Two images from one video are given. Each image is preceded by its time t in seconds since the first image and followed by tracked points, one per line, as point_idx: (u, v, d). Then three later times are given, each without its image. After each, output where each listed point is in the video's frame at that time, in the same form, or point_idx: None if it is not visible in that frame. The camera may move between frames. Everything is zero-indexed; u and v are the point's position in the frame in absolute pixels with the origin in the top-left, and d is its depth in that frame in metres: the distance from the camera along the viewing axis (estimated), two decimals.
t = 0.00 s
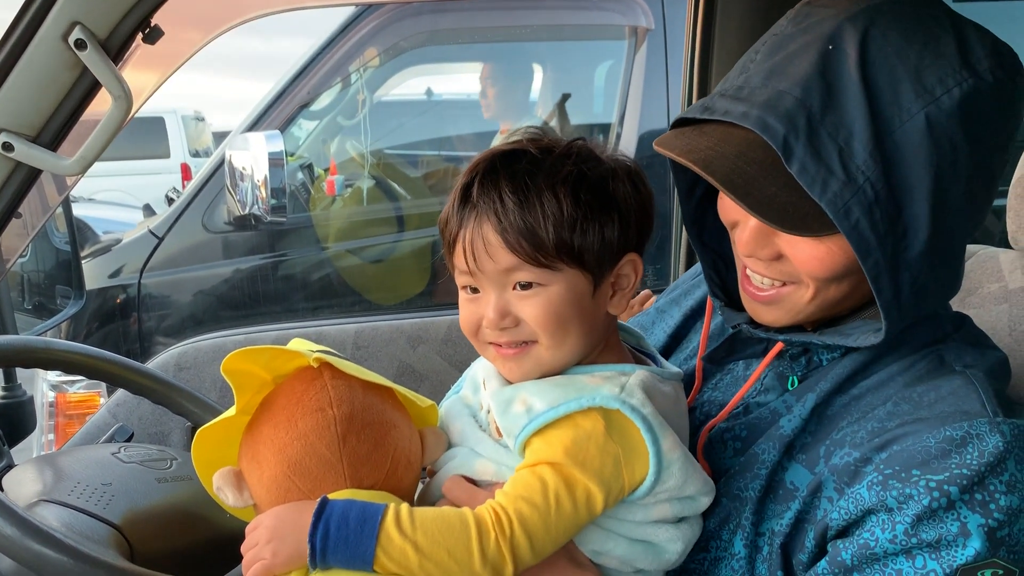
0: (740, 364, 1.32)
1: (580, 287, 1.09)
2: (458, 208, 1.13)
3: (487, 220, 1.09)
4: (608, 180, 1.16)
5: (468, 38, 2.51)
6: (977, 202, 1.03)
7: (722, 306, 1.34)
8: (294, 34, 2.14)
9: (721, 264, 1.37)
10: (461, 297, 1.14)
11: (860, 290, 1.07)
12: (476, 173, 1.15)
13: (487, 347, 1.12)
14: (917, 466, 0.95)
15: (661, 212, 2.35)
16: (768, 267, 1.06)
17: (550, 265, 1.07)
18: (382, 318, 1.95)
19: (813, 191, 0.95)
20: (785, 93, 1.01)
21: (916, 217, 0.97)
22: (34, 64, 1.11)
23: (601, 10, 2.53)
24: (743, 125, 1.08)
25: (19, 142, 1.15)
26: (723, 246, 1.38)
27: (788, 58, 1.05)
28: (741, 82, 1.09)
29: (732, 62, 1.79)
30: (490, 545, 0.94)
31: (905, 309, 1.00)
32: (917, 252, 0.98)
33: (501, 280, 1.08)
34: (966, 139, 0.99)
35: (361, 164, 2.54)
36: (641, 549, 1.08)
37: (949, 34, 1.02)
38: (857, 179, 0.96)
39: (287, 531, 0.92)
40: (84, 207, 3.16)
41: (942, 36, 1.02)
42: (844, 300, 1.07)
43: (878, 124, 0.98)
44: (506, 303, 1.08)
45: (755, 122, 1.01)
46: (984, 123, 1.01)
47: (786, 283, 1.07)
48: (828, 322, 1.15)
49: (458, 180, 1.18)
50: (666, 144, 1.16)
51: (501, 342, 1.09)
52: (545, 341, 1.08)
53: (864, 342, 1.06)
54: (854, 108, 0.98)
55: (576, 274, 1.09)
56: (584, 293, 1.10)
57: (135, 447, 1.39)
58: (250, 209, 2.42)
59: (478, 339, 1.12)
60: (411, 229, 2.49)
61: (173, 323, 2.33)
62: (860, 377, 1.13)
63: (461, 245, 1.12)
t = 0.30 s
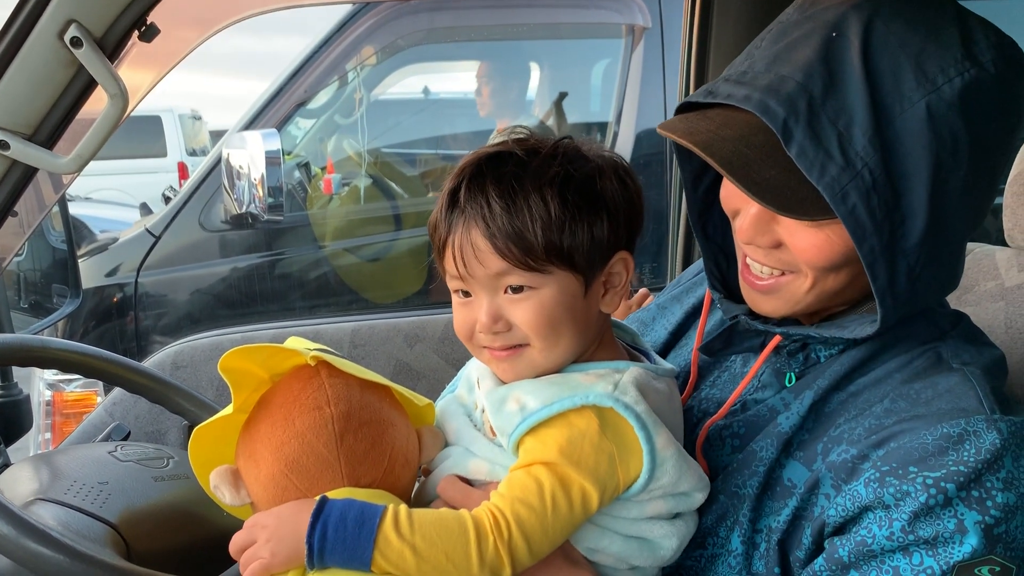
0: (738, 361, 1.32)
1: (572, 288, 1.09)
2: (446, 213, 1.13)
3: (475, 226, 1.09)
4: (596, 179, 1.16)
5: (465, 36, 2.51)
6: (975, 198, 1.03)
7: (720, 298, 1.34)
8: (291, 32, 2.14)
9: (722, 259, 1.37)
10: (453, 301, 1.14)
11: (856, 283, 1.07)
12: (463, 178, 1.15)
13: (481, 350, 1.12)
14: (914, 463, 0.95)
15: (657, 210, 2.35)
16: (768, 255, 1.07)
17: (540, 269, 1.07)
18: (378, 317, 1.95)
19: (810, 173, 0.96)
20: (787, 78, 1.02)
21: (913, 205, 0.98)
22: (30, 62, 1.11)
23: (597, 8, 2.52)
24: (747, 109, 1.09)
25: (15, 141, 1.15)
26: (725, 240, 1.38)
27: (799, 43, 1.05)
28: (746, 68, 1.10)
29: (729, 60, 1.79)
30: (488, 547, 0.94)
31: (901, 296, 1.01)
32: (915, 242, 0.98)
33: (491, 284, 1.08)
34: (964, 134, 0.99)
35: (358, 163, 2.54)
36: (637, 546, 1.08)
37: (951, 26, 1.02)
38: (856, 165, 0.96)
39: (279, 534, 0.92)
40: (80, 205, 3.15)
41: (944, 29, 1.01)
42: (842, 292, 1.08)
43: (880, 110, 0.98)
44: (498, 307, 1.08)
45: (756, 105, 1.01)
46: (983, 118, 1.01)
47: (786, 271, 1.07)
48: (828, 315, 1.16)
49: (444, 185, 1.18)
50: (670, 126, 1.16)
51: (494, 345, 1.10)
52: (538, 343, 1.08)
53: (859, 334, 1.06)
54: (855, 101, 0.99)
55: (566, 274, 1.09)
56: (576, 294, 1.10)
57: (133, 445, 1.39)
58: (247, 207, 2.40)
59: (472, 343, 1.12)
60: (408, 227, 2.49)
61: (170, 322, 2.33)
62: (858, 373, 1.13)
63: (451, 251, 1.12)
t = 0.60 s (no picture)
0: (736, 360, 1.32)
1: (568, 287, 1.09)
2: (442, 213, 1.13)
3: (472, 226, 1.09)
4: (592, 178, 1.16)
5: (463, 36, 2.51)
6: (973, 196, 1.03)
7: (720, 294, 1.34)
8: (290, 32, 2.14)
9: (722, 257, 1.37)
10: (451, 301, 1.14)
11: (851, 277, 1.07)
12: (459, 178, 1.15)
13: (478, 350, 1.12)
14: (912, 461, 0.95)
15: (655, 209, 2.36)
16: (767, 247, 1.07)
17: (536, 268, 1.07)
18: (376, 317, 1.95)
19: (804, 157, 0.96)
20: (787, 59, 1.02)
21: (908, 192, 0.98)
22: (28, 61, 1.11)
23: (594, 8, 2.53)
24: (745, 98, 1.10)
25: (13, 141, 1.15)
26: (725, 238, 1.38)
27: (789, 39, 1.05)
28: (741, 58, 1.09)
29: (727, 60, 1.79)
30: (486, 545, 0.93)
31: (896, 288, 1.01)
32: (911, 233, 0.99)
33: (488, 283, 1.08)
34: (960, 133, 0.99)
35: (356, 163, 2.54)
36: (633, 544, 1.08)
37: (950, 22, 1.02)
38: (849, 150, 0.96)
39: (278, 535, 0.92)
40: (77, 206, 3.15)
41: (942, 25, 1.01)
42: (840, 285, 1.08)
43: (879, 105, 0.98)
44: (495, 306, 1.08)
45: (751, 91, 1.01)
46: (980, 116, 1.01)
47: (785, 264, 1.07)
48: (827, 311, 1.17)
49: (440, 186, 1.18)
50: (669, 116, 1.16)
51: (491, 345, 1.10)
52: (535, 342, 1.08)
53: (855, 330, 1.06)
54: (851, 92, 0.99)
55: (563, 274, 1.09)
56: (573, 294, 1.10)
57: (130, 445, 1.38)
58: (244, 207, 2.45)
59: (469, 343, 1.12)
60: (407, 227, 2.50)
61: (168, 322, 2.33)
62: (857, 372, 1.13)
63: (448, 251, 1.12)
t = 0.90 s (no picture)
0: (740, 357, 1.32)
1: (555, 292, 1.10)
2: (433, 214, 1.15)
3: (459, 230, 1.10)
4: (584, 181, 1.15)
5: (463, 36, 2.51)
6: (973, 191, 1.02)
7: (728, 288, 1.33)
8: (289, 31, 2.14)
9: (734, 257, 1.37)
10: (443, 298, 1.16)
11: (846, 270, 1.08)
12: (451, 180, 1.15)
13: (469, 347, 1.15)
14: (910, 457, 0.95)
15: (654, 210, 2.36)
16: (770, 222, 1.07)
17: (522, 273, 1.08)
18: (376, 317, 1.95)
19: (796, 114, 0.97)
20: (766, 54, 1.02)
21: (904, 154, 0.97)
22: (28, 61, 1.11)
23: (594, 8, 2.52)
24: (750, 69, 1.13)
25: (13, 141, 1.15)
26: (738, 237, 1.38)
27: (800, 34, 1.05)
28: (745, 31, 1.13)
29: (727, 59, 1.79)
30: (479, 549, 0.94)
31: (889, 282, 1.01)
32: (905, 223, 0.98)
33: (476, 286, 1.10)
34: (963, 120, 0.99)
35: (356, 163, 2.54)
36: (614, 537, 1.09)
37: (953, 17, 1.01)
38: (843, 108, 0.96)
39: (276, 534, 0.92)
40: (78, 205, 3.15)
41: (945, 19, 1.00)
42: (842, 266, 1.06)
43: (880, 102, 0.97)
44: (483, 309, 1.10)
45: (751, 53, 1.03)
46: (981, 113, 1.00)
47: (788, 240, 1.07)
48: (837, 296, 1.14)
49: (436, 183, 1.19)
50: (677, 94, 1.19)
51: (480, 344, 1.12)
52: (522, 344, 1.10)
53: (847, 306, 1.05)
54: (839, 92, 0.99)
55: (550, 279, 1.09)
56: (560, 297, 1.11)
57: (131, 445, 1.38)
58: (244, 207, 2.44)
59: (460, 339, 1.14)
60: (403, 228, 2.49)
61: (168, 321, 2.32)
62: (858, 369, 1.13)
63: (438, 251, 1.14)
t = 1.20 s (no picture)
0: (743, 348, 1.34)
1: (544, 298, 1.11)
2: (426, 223, 1.16)
3: (448, 241, 1.11)
4: (572, 186, 1.15)
5: (465, 36, 2.51)
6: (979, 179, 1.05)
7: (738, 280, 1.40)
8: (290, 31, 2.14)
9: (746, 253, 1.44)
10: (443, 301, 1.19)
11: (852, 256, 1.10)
12: (442, 189, 1.17)
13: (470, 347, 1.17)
14: (913, 449, 0.95)
15: (655, 210, 2.36)
16: (796, 183, 1.17)
17: (510, 282, 1.09)
18: (377, 316, 1.95)
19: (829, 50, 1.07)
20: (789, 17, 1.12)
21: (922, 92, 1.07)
22: (30, 61, 1.11)
23: (595, 8, 2.52)
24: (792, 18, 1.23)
25: (15, 140, 1.15)
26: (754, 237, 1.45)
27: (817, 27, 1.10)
28: None
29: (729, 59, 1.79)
30: (478, 532, 0.95)
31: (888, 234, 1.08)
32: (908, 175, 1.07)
33: (468, 294, 1.11)
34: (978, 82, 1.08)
35: (356, 162, 2.54)
36: (602, 527, 1.09)
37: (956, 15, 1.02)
38: (870, 47, 1.07)
39: (278, 535, 0.92)
40: (78, 206, 3.15)
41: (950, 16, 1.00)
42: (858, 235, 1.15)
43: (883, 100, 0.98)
44: (476, 315, 1.11)
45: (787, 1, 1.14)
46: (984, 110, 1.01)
47: (813, 201, 1.17)
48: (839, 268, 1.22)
49: (430, 190, 1.20)
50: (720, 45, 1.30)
51: (478, 347, 1.14)
52: (516, 348, 1.11)
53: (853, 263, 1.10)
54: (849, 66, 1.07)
55: (539, 286, 1.10)
56: (550, 303, 1.11)
57: (132, 444, 1.39)
58: (245, 206, 2.42)
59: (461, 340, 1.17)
60: (401, 228, 2.50)
61: (169, 321, 2.32)
62: (863, 364, 1.14)
63: (433, 259, 1.16)
